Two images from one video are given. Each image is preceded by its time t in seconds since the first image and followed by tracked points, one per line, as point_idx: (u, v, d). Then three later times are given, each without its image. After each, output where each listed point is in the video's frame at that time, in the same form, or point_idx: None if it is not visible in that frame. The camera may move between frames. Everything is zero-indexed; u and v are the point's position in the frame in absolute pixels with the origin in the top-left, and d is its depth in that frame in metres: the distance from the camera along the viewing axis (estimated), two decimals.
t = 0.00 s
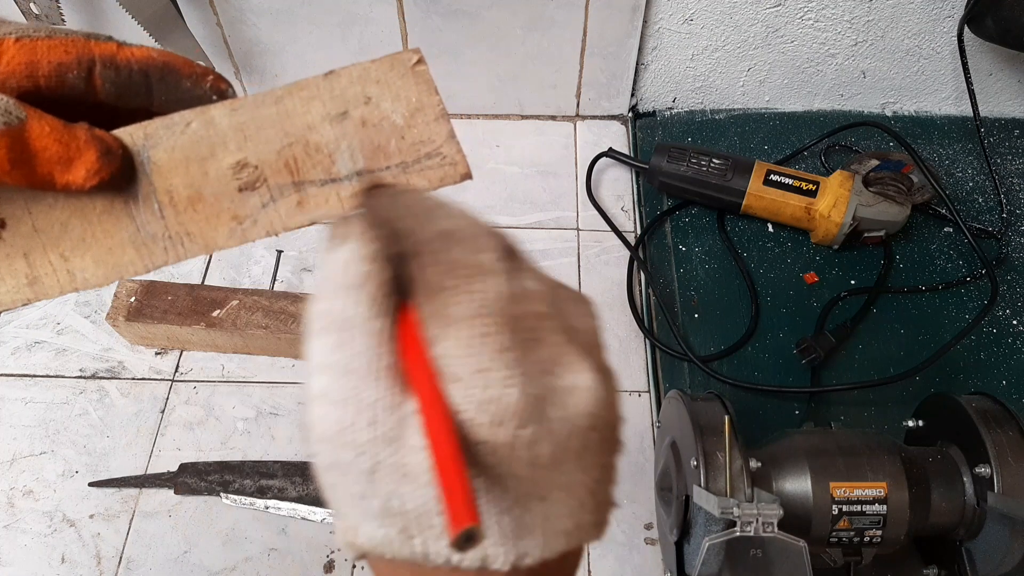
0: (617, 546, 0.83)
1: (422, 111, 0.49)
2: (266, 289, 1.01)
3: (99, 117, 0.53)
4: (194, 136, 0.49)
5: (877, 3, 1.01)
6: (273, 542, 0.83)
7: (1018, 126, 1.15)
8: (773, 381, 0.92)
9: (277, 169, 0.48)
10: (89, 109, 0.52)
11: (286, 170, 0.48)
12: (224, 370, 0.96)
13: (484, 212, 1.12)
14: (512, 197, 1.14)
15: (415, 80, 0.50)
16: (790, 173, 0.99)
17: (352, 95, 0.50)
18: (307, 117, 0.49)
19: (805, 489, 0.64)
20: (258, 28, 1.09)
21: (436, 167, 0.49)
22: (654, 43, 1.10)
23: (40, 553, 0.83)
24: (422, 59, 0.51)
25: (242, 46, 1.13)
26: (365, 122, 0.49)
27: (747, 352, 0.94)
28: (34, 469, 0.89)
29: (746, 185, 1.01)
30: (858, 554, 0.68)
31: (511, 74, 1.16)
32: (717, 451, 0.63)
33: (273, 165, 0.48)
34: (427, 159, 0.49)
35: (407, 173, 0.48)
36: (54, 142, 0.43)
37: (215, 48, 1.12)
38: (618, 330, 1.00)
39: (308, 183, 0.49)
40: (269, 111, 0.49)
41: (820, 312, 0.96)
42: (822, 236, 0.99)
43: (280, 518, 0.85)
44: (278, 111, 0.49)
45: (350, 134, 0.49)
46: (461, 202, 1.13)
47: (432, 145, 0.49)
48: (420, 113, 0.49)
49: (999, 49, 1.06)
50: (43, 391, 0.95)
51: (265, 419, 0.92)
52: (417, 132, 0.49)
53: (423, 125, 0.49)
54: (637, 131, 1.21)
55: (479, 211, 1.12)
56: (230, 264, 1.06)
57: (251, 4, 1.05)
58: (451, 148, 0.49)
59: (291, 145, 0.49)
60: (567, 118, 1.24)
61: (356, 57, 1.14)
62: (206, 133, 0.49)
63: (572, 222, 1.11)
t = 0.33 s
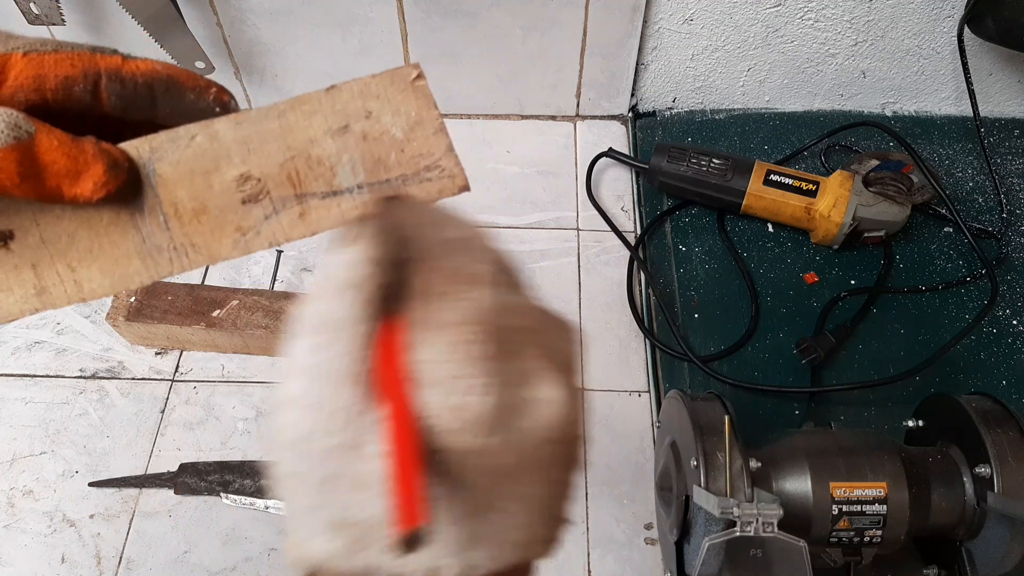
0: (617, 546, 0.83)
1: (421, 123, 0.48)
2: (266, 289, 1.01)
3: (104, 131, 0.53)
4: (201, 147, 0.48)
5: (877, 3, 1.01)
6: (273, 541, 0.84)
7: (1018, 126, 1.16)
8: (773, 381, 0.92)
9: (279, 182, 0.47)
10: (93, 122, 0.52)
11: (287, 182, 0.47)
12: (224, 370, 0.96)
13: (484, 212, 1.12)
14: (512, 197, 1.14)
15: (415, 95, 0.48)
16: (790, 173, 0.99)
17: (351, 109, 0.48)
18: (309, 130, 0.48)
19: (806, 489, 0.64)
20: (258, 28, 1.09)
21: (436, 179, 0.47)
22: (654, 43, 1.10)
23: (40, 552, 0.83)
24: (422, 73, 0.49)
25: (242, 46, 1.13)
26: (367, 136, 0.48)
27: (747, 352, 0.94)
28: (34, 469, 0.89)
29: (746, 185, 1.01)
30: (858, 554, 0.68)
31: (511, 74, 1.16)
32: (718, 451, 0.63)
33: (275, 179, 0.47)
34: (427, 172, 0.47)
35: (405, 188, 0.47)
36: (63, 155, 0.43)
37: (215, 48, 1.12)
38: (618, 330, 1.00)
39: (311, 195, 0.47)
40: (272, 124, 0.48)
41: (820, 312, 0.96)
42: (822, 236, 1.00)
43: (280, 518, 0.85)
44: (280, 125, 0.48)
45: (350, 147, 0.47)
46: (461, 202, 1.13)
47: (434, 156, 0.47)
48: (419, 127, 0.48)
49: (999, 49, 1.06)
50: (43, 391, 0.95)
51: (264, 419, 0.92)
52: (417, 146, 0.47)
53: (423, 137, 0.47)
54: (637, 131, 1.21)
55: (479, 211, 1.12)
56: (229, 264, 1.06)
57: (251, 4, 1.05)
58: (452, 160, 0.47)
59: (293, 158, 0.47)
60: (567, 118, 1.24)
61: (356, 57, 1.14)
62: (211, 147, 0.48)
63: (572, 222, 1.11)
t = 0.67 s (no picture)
0: (618, 546, 0.83)
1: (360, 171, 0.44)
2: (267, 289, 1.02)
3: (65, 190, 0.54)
4: (157, 197, 0.45)
5: (877, 3, 1.01)
6: (273, 541, 0.84)
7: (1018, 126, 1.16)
8: (773, 381, 0.92)
9: (225, 229, 0.44)
10: (54, 182, 0.52)
11: (233, 232, 0.44)
12: (224, 370, 0.96)
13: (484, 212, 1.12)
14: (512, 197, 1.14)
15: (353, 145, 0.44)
16: (790, 173, 0.99)
17: (296, 157, 0.44)
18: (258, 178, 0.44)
19: (806, 489, 0.64)
20: (258, 28, 1.10)
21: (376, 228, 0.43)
22: (654, 42, 1.10)
23: (40, 553, 0.83)
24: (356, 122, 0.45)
25: (242, 46, 1.13)
26: (307, 184, 0.44)
27: (747, 352, 0.94)
28: (34, 469, 0.89)
29: (746, 185, 1.01)
30: (858, 554, 0.68)
31: (511, 74, 1.16)
32: (717, 451, 0.63)
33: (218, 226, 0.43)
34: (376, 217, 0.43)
35: (348, 232, 0.43)
36: (15, 212, 0.42)
37: (215, 48, 1.13)
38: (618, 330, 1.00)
39: (256, 243, 0.43)
40: (217, 175, 0.45)
41: (820, 312, 0.96)
42: (822, 236, 1.00)
43: (280, 517, 0.85)
44: (225, 175, 0.45)
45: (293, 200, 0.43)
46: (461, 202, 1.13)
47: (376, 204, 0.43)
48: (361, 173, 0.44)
49: (998, 49, 1.06)
50: (43, 391, 0.95)
51: (264, 419, 0.92)
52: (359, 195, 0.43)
53: (368, 183, 0.43)
54: (637, 131, 1.21)
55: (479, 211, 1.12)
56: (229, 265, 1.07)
57: (250, 4, 1.05)
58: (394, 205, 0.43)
59: (237, 207, 0.44)
60: (567, 118, 1.24)
61: (355, 56, 1.14)
62: (161, 199, 0.45)
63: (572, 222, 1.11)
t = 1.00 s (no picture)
0: (618, 546, 0.83)
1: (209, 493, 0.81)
2: (267, 289, 1.01)
3: None
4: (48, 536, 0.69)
5: (877, 2, 1.01)
6: (274, 541, 0.84)
7: (1018, 126, 1.16)
8: (773, 381, 0.92)
9: (104, 549, 0.72)
10: None
11: (111, 553, 0.73)
12: (224, 370, 0.96)
13: (484, 212, 1.12)
14: (512, 197, 1.14)
15: (208, 474, 0.82)
16: (790, 173, 0.99)
17: (151, 490, 0.78)
18: (128, 509, 0.75)
19: (806, 490, 0.64)
20: (258, 28, 1.09)
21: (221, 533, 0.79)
22: (654, 42, 1.10)
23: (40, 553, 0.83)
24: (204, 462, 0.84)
25: (242, 46, 1.13)
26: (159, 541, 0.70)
27: (747, 352, 0.94)
28: (34, 469, 0.89)
29: (746, 185, 1.01)
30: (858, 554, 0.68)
31: (511, 74, 1.16)
32: (718, 451, 0.63)
33: (102, 549, 0.72)
34: (204, 535, 0.78)
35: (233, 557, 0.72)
36: None
37: (215, 48, 1.13)
38: (618, 330, 1.00)
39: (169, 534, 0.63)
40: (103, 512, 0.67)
41: (820, 312, 0.96)
42: (822, 236, 0.99)
43: (282, 517, 0.85)
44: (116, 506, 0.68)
45: (159, 520, 0.76)
46: (461, 202, 1.13)
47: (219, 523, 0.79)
48: (208, 495, 0.81)
49: (999, 49, 1.06)
50: (43, 391, 0.95)
51: (265, 419, 0.92)
52: (207, 508, 0.80)
53: (208, 502, 0.80)
54: (637, 131, 1.21)
55: (479, 211, 1.12)
56: (230, 264, 1.07)
57: (250, 4, 1.05)
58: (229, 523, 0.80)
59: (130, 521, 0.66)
60: (567, 118, 1.24)
61: (355, 57, 1.14)
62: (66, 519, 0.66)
63: (572, 222, 1.11)
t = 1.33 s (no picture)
0: (617, 546, 0.83)
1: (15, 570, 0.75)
2: (267, 289, 1.01)
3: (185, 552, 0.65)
4: None
5: (877, 2, 1.01)
6: (272, 541, 0.83)
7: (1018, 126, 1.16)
8: (772, 381, 0.92)
9: None
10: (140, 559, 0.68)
11: None
12: (224, 371, 0.96)
13: (484, 212, 1.12)
14: (512, 197, 1.14)
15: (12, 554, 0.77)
16: (790, 173, 0.99)
17: None
18: None
19: (806, 490, 0.64)
20: (258, 28, 1.09)
21: None
22: (654, 43, 1.10)
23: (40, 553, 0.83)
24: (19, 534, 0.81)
25: (242, 46, 1.13)
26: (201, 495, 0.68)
27: (747, 352, 0.94)
28: (34, 469, 0.89)
29: (746, 185, 1.01)
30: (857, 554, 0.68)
31: (511, 74, 1.16)
32: (718, 451, 0.63)
33: None
34: None
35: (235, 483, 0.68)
36: None
37: (215, 48, 1.13)
38: (618, 330, 1.00)
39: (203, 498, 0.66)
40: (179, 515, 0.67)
41: (820, 312, 0.96)
42: (822, 236, 0.99)
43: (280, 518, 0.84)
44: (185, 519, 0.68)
45: None
46: (461, 202, 1.13)
47: None
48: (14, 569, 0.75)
49: (998, 49, 1.06)
50: (43, 391, 0.95)
51: (265, 419, 0.92)
52: None
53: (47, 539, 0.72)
54: (637, 131, 1.21)
55: (479, 211, 1.12)
56: (230, 264, 1.07)
57: (250, 4, 1.05)
58: None
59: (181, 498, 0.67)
60: (567, 118, 1.24)
61: (355, 56, 1.14)
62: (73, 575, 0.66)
63: (572, 221, 1.11)
